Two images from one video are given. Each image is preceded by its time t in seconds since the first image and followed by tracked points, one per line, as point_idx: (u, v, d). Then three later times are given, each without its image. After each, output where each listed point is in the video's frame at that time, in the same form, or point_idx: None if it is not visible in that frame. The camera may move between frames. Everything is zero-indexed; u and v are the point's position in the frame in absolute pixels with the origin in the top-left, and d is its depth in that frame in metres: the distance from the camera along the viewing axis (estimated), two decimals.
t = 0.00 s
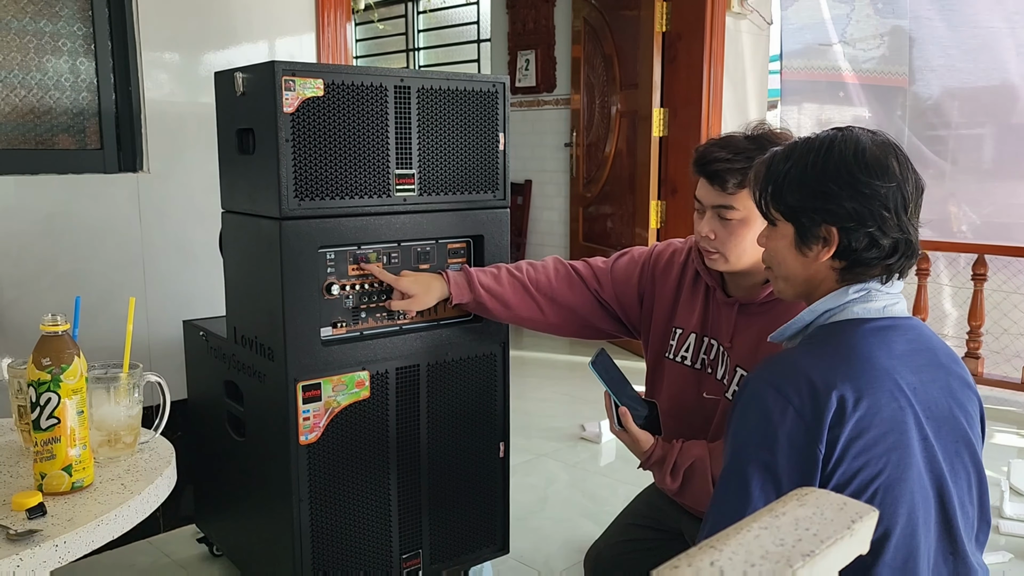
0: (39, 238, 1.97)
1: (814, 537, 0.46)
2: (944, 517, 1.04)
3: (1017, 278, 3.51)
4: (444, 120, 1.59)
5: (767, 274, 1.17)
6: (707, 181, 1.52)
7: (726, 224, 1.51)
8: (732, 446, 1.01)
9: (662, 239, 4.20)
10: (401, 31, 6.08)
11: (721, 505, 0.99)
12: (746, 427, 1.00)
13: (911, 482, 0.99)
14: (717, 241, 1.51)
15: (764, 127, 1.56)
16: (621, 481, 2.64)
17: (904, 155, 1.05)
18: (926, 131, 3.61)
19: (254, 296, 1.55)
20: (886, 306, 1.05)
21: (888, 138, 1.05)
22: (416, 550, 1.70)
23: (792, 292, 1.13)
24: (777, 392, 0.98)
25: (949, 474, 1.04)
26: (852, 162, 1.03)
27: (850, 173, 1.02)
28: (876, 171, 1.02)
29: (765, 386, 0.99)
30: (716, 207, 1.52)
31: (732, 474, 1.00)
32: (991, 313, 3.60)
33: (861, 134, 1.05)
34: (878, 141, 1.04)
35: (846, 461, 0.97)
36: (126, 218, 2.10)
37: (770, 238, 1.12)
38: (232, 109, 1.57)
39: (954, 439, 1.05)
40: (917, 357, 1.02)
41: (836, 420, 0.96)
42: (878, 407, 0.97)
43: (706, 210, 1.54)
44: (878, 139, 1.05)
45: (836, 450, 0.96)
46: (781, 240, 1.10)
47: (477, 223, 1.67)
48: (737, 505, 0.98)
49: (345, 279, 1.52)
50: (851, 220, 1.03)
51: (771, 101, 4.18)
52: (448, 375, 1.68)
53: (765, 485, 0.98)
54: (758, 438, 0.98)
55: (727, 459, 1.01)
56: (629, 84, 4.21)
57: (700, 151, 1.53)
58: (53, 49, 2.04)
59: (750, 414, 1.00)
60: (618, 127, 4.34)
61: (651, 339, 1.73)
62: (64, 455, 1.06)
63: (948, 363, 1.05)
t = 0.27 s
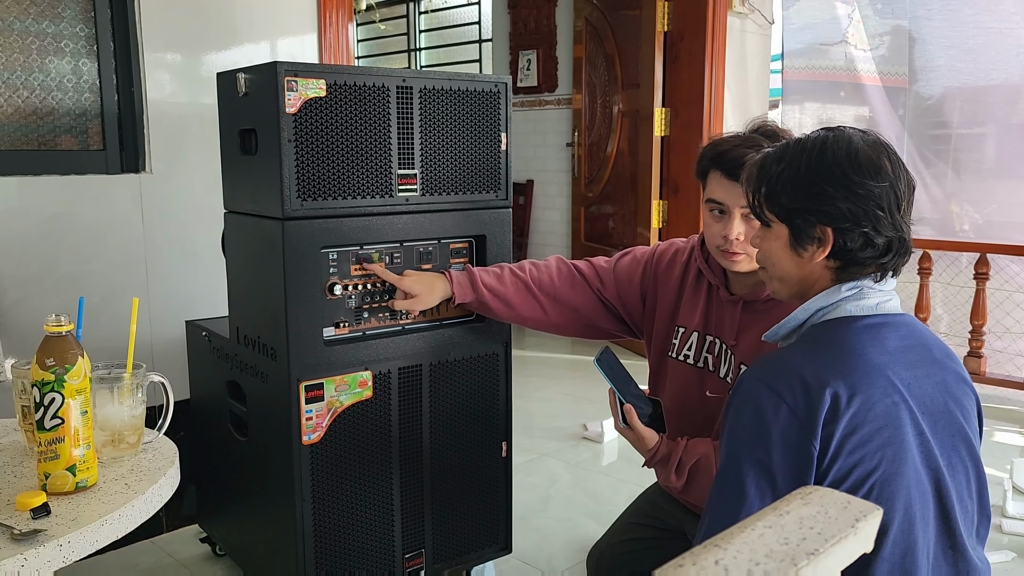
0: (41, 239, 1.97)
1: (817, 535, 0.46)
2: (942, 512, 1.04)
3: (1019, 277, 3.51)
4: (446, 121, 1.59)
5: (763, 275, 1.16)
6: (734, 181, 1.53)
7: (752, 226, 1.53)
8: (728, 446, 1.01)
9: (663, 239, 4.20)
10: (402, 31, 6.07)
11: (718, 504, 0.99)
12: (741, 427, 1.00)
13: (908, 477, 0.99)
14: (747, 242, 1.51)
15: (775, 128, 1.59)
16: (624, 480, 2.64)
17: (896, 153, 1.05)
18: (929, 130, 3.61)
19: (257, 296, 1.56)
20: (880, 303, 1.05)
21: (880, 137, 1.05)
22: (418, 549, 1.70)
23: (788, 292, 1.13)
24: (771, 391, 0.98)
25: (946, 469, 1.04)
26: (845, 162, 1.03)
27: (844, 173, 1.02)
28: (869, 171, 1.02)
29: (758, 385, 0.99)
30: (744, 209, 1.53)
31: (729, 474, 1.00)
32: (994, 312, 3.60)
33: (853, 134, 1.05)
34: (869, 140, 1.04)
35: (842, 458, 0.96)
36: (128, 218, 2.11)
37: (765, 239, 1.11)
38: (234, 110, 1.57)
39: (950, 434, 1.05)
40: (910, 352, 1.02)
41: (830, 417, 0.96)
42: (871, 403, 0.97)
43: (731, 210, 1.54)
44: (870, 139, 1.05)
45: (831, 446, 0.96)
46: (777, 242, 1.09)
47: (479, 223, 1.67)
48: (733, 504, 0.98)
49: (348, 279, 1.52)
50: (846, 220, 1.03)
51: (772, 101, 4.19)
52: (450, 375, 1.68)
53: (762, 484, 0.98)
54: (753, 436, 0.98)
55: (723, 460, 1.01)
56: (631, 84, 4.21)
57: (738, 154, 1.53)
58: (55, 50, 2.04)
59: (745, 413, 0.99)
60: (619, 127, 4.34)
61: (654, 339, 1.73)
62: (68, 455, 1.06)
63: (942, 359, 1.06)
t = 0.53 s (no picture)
0: (43, 240, 1.97)
1: (819, 536, 0.46)
2: (942, 511, 1.04)
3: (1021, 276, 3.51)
4: (447, 121, 1.59)
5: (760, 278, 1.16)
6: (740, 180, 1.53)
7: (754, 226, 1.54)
8: (726, 446, 1.00)
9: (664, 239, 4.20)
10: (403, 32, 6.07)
11: (717, 505, 0.99)
12: (741, 427, 0.99)
13: (908, 476, 0.99)
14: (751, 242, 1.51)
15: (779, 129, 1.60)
16: (625, 480, 2.64)
17: (887, 152, 1.05)
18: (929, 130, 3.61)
19: (258, 297, 1.56)
20: (878, 303, 1.05)
21: (871, 136, 1.05)
22: (419, 550, 1.70)
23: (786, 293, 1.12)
24: (769, 390, 0.98)
25: (946, 468, 1.04)
26: (837, 162, 1.03)
27: (836, 173, 1.02)
28: (861, 169, 1.03)
29: (756, 385, 0.99)
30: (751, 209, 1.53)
31: (729, 474, 0.99)
32: (995, 312, 3.60)
33: (843, 135, 1.05)
34: (859, 139, 1.05)
35: (841, 457, 0.96)
36: (129, 219, 2.11)
37: (760, 242, 1.11)
38: (235, 110, 1.57)
39: (950, 433, 1.05)
40: (909, 351, 1.02)
41: (829, 417, 0.96)
42: (870, 402, 0.97)
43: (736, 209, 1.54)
44: (860, 139, 1.05)
45: (830, 446, 0.96)
46: (772, 244, 1.09)
47: (480, 224, 1.67)
48: (732, 504, 0.98)
49: (349, 280, 1.52)
50: (841, 219, 1.02)
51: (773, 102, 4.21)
52: (451, 375, 1.68)
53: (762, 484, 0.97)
54: (753, 437, 0.98)
55: (722, 461, 1.01)
56: (631, 84, 4.21)
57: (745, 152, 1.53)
58: (56, 51, 2.04)
59: (744, 413, 0.99)
60: (620, 127, 4.34)
61: (656, 339, 1.73)
62: (70, 456, 1.06)
63: (942, 358, 1.06)
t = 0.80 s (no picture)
0: (43, 241, 1.97)
1: (820, 535, 0.46)
2: (943, 510, 1.04)
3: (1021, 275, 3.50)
4: (447, 121, 1.59)
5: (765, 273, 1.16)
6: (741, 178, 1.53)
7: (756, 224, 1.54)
8: (728, 445, 1.01)
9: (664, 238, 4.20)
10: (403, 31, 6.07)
11: (718, 504, 0.99)
12: (741, 426, 0.99)
13: (908, 474, 0.99)
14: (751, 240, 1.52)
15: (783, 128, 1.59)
16: (626, 479, 2.64)
17: (898, 153, 1.04)
18: (929, 129, 3.61)
19: (258, 297, 1.56)
20: (879, 303, 1.05)
21: (883, 137, 1.04)
22: (420, 549, 1.70)
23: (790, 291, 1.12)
24: (770, 389, 0.98)
25: (947, 467, 1.04)
26: (846, 162, 1.02)
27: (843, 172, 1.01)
28: (869, 170, 1.02)
29: (757, 384, 0.99)
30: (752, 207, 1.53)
31: (729, 473, 1.00)
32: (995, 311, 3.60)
33: (855, 134, 1.04)
34: (871, 139, 1.04)
35: (841, 456, 0.96)
36: (129, 219, 2.11)
37: (766, 238, 1.11)
38: (235, 110, 1.57)
39: (951, 432, 1.05)
40: (910, 350, 1.02)
41: (829, 416, 0.96)
42: (871, 401, 0.97)
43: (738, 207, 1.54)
44: (872, 138, 1.04)
45: (831, 444, 0.96)
46: (777, 240, 1.09)
47: (480, 223, 1.67)
48: (733, 503, 0.98)
49: (349, 279, 1.52)
50: (846, 219, 1.02)
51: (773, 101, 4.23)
52: (452, 375, 1.68)
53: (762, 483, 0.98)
54: (753, 436, 0.98)
55: (722, 459, 1.01)
56: (631, 84, 4.21)
57: (745, 150, 1.53)
58: (56, 51, 2.04)
59: (745, 413, 0.99)
60: (620, 127, 4.34)
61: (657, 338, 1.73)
62: (71, 456, 1.06)
63: (943, 357, 1.05)
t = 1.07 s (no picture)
0: (41, 240, 1.97)
1: (817, 532, 0.46)
2: (944, 509, 1.04)
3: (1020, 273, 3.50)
4: (446, 119, 1.59)
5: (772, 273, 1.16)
6: (725, 178, 1.53)
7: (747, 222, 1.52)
8: (730, 440, 1.01)
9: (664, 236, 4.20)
10: (401, 30, 6.06)
11: (718, 499, 1.00)
12: (743, 421, 1.00)
13: (909, 472, 0.99)
14: (740, 238, 1.51)
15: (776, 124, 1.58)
16: (625, 478, 2.64)
17: (896, 147, 1.05)
18: (928, 127, 3.61)
19: (257, 296, 1.56)
20: (884, 299, 1.04)
21: (879, 131, 1.05)
22: (419, 548, 1.70)
23: (795, 289, 1.12)
24: (772, 385, 0.98)
25: (949, 466, 1.04)
26: (843, 158, 1.02)
27: (841, 167, 1.02)
28: (867, 164, 1.02)
29: (759, 379, 1.00)
30: (737, 204, 1.52)
31: (731, 468, 1.00)
32: (994, 308, 3.60)
33: (851, 130, 1.05)
34: (867, 135, 1.04)
35: (842, 453, 0.96)
36: (127, 218, 2.11)
37: (770, 237, 1.11)
38: (233, 109, 1.56)
39: (954, 432, 1.04)
40: (915, 349, 1.02)
41: (831, 412, 0.96)
42: (873, 398, 0.97)
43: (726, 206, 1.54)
44: (868, 134, 1.05)
45: (833, 441, 0.96)
46: (780, 239, 1.09)
47: (479, 222, 1.67)
48: (734, 499, 0.98)
49: (347, 278, 1.52)
50: (847, 213, 1.02)
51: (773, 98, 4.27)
52: (451, 373, 1.68)
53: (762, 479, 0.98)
54: (754, 430, 0.98)
55: (724, 453, 1.02)
56: (630, 82, 4.21)
57: (726, 149, 1.53)
58: (54, 50, 2.04)
59: (747, 407, 1.00)
60: (619, 125, 4.34)
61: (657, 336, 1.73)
62: (68, 455, 1.06)
63: (948, 358, 1.05)
